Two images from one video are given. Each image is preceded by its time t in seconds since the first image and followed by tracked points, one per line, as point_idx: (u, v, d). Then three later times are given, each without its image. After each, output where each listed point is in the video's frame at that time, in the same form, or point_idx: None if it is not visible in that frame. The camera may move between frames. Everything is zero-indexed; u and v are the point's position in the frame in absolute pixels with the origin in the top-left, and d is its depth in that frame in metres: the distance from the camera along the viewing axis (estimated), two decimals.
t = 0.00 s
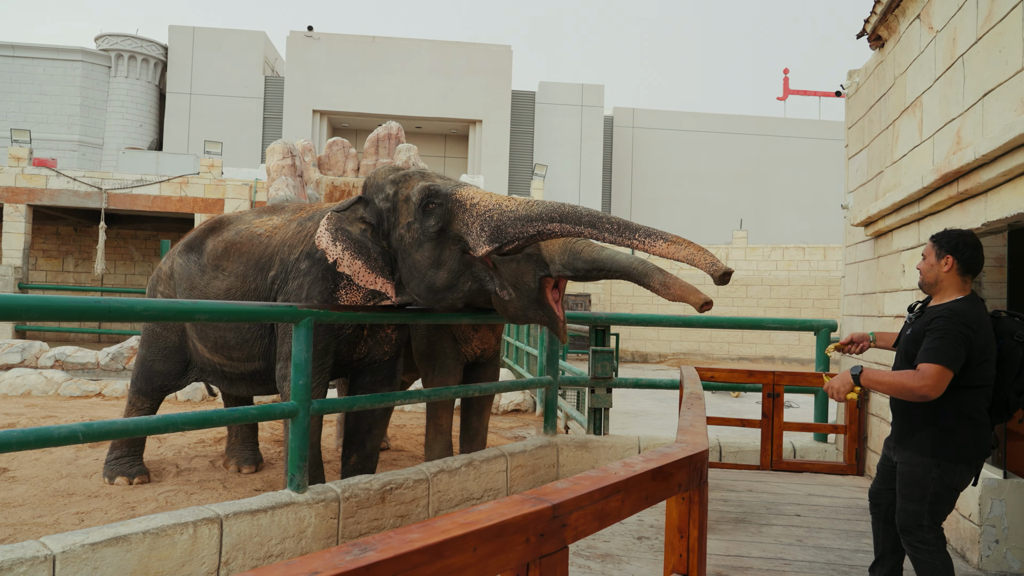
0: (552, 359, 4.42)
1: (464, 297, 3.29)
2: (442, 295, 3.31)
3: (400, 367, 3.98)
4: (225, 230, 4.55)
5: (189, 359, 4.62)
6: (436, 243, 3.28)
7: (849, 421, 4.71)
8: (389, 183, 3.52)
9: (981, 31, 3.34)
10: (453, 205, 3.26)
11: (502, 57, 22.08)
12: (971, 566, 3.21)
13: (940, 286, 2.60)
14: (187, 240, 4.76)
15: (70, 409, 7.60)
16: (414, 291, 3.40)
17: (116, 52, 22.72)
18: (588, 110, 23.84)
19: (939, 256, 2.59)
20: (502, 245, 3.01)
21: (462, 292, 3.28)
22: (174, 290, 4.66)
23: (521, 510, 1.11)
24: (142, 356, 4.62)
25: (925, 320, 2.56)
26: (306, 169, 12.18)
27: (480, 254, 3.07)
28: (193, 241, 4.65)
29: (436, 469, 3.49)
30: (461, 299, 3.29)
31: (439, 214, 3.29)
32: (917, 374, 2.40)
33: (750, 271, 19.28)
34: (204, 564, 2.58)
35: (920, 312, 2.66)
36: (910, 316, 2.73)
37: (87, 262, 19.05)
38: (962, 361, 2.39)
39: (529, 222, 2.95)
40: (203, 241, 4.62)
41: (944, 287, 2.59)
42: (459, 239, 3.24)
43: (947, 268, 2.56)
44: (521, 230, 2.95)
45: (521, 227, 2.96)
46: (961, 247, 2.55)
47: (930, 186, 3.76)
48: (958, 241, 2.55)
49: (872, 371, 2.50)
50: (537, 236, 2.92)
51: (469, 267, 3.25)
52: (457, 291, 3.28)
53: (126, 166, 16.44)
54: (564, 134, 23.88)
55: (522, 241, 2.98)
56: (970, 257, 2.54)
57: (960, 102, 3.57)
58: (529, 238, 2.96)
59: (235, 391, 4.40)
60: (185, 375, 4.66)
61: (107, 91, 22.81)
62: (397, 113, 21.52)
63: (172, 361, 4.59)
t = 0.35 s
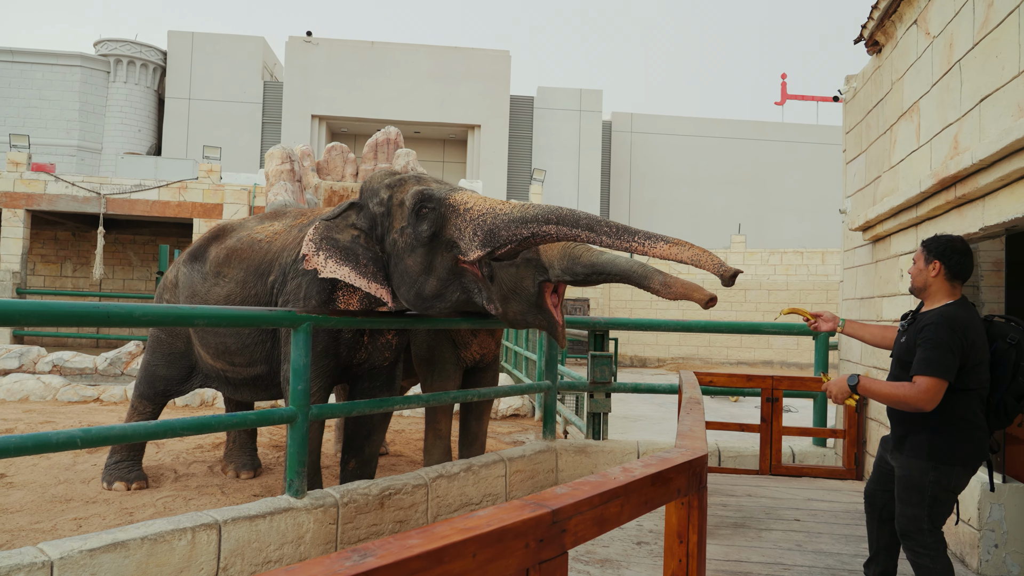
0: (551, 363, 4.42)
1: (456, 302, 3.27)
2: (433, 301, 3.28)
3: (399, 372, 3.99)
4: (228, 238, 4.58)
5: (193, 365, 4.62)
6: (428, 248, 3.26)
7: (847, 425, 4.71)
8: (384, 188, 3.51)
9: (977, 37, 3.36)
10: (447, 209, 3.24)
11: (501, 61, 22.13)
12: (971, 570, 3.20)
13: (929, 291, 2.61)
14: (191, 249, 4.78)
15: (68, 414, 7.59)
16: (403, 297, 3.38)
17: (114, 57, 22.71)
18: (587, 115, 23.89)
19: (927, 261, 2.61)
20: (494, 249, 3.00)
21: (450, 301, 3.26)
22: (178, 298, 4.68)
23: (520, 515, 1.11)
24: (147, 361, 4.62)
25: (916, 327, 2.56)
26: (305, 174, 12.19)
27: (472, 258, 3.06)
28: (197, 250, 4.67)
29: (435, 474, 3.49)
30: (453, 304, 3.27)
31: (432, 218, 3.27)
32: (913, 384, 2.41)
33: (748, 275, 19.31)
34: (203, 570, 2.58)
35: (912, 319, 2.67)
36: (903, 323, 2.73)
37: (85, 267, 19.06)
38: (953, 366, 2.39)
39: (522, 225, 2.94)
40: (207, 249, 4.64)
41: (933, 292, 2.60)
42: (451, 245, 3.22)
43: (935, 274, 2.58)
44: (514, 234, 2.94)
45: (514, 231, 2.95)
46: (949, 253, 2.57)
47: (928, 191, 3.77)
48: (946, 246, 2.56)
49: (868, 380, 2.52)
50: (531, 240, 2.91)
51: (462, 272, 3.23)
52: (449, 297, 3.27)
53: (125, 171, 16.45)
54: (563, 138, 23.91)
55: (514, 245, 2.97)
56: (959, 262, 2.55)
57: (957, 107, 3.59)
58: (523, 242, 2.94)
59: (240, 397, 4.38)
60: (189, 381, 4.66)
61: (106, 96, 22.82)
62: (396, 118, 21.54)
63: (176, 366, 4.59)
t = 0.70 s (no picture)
0: (548, 361, 4.42)
1: (449, 297, 3.27)
2: (423, 296, 3.27)
3: (394, 369, 3.99)
4: (229, 237, 4.57)
5: (196, 362, 4.62)
6: (422, 243, 3.26)
7: (845, 423, 4.72)
8: (377, 183, 3.48)
9: (977, 35, 3.36)
10: (441, 204, 3.25)
11: (500, 59, 22.10)
12: (967, 568, 3.21)
13: (905, 293, 2.62)
14: (193, 250, 4.80)
15: (66, 411, 7.58)
16: (394, 292, 3.35)
17: (112, 53, 22.63)
18: (585, 113, 23.89)
19: (906, 264, 2.61)
20: (488, 242, 3.03)
21: (439, 299, 3.26)
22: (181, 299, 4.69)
23: (517, 512, 1.11)
24: (151, 357, 4.64)
25: (895, 329, 2.58)
26: (303, 171, 12.18)
27: (466, 253, 3.08)
28: (199, 249, 4.68)
29: (432, 471, 3.49)
30: (445, 299, 3.27)
31: (425, 213, 3.27)
32: (900, 392, 2.46)
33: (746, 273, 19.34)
34: (201, 566, 2.58)
35: (888, 321, 2.68)
36: (879, 323, 2.74)
37: (83, 264, 19.04)
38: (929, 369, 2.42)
39: (517, 218, 2.95)
40: (208, 249, 4.65)
41: (909, 294, 2.62)
42: (445, 240, 3.23)
43: (912, 278, 2.58)
44: (508, 226, 2.95)
45: (508, 223, 2.96)
46: (927, 257, 2.58)
47: (926, 189, 3.77)
48: (924, 251, 2.57)
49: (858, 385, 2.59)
50: (527, 232, 2.92)
51: (454, 267, 3.24)
52: (442, 291, 3.26)
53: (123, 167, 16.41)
54: (561, 136, 23.91)
55: (509, 238, 2.98)
56: (936, 267, 2.56)
57: (956, 105, 3.59)
58: (518, 235, 2.96)
59: (241, 393, 4.37)
60: (192, 377, 4.65)
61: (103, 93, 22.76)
62: (394, 116, 21.52)
63: (180, 362, 4.60)
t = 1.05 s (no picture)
0: (546, 358, 4.42)
1: (444, 298, 3.24)
2: (418, 296, 3.24)
3: (391, 366, 3.99)
4: (229, 233, 4.57)
5: (197, 358, 4.61)
6: (419, 242, 3.24)
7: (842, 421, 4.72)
8: (375, 180, 3.47)
9: (975, 34, 3.36)
10: (439, 203, 3.24)
11: (499, 56, 22.04)
12: (962, 566, 3.22)
13: (885, 291, 2.64)
14: (195, 247, 4.80)
15: (63, 406, 7.57)
16: (389, 290, 3.33)
17: (110, 48, 22.54)
18: (585, 110, 23.89)
19: (886, 263, 2.62)
20: (486, 242, 3.01)
21: (434, 299, 3.23)
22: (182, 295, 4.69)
23: (515, 509, 1.11)
24: (153, 352, 4.65)
25: (876, 327, 2.58)
26: (302, 168, 12.17)
27: (464, 252, 3.06)
28: (200, 246, 4.69)
29: (430, 467, 3.49)
30: (441, 300, 3.24)
31: (423, 212, 3.25)
32: (885, 387, 2.48)
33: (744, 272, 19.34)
34: (198, 563, 2.58)
35: (868, 318, 2.68)
36: (856, 320, 2.73)
37: (80, 259, 19.01)
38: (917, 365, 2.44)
39: (516, 218, 2.94)
40: (209, 246, 4.65)
41: (889, 292, 2.63)
42: (442, 239, 3.21)
43: (892, 276, 2.59)
44: (508, 226, 2.94)
45: (508, 223, 2.95)
46: (906, 256, 2.59)
47: (925, 188, 3.77)
48: (903, 249, 2.58)
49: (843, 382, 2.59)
50: (527, 232, 2.92)
51: (451, 266, 3.22)
52: (438, 291, 3.23)
53: (121, 163, 16.37)
54: (560, 134, 23.87)
55: (508, 238, 2.97)
56: (914, 264, 2.58)
57: (954, 104, 3.59)
58: (517, 235, 2.95)
59: (240, 389, 4.36)
60: (193, 373, 4.65)
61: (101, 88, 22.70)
62: (393, 113, 21.49)
63: (180, 358, 4.60)
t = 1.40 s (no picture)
0: (544, 355, 4.43)
1: (445, 297, 3.27)
2: (420, 295, 3.27)
3: (389, 361, 4.00)
4: (228, 228, 4.57)
5: (197, 353, 4.62)
6: (421, 241, 3.25)
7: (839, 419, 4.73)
8: (377, 177, 3.46)
9: (975, 34, 3.36)
10: (442, 202, 3.23)
11: (499, 52, 21.98)
12: (957, 564, 3.23)
13: (885, 289, 2.65)
14: (194, 243, 4.81)
15: (61, 400, 7.56)
16: (389, 289, 3.35)
17: (108, 42, 22.45)
18: (584, 107, 23.86)
19: (886, 262, 2.64)
20: (489, 245, 3.01)
21: (435, 299, 3.26)
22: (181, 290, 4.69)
23: (512, 505, 1.12)
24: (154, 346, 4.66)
25: (879, 323, 2.59)
26: (300, 162, 12.15)
27: (467, 253, 3.06)
28: (199, 241, 4.69)
29: (428, 463, 3.50)
30: (442, 299, 3.27)
31: (426, 211, 3.25)
32: (891, 381, 2.47)
33: (743, 269, 19.35)
34: (195, 557, 2.58)
35: (868, 317, 2.69)
36: (856, 321, 2.74)
37: (78, 253, 18.98)
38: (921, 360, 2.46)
39: (521, 224, 2.94)
40: (208, 241, 4.65)
41: (889, 290, 2.65)
42: (445, 239, 3.23)
43: (894, 274, 2.61)
44: (512, 231, 2.94)
45: (512, 227, 2.94)
46: (907, 255, 2.61)
47: (923, 187, 3.78)
48: (904, 249, 2.60)
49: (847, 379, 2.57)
50: (531, 239, 2.91)
51: (453, 267, 3.25)
52: (440, 290, 3.26)
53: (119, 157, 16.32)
54: (559, 130, 23.85)
55: (511, 242, 2.97)
56: (912, 263, 2.61)
57: (953, 104, 3.60)
58: (522, 240, 2.95)
59: (238, 384, 4.36)
60: (193, 368, 4.65)
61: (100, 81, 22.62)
62: (392, 108, 21.45)
63: (181, 353, 4.60)
